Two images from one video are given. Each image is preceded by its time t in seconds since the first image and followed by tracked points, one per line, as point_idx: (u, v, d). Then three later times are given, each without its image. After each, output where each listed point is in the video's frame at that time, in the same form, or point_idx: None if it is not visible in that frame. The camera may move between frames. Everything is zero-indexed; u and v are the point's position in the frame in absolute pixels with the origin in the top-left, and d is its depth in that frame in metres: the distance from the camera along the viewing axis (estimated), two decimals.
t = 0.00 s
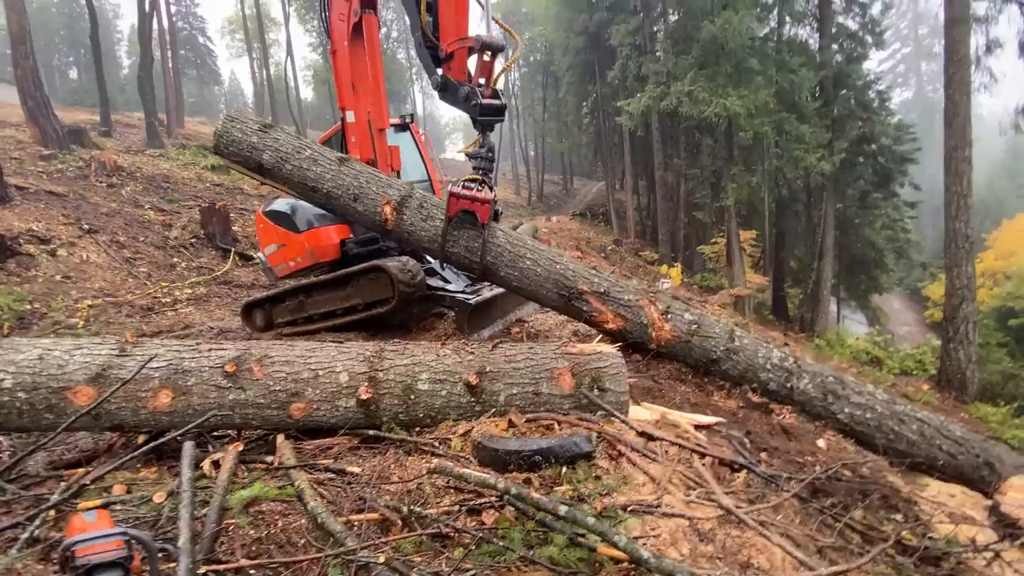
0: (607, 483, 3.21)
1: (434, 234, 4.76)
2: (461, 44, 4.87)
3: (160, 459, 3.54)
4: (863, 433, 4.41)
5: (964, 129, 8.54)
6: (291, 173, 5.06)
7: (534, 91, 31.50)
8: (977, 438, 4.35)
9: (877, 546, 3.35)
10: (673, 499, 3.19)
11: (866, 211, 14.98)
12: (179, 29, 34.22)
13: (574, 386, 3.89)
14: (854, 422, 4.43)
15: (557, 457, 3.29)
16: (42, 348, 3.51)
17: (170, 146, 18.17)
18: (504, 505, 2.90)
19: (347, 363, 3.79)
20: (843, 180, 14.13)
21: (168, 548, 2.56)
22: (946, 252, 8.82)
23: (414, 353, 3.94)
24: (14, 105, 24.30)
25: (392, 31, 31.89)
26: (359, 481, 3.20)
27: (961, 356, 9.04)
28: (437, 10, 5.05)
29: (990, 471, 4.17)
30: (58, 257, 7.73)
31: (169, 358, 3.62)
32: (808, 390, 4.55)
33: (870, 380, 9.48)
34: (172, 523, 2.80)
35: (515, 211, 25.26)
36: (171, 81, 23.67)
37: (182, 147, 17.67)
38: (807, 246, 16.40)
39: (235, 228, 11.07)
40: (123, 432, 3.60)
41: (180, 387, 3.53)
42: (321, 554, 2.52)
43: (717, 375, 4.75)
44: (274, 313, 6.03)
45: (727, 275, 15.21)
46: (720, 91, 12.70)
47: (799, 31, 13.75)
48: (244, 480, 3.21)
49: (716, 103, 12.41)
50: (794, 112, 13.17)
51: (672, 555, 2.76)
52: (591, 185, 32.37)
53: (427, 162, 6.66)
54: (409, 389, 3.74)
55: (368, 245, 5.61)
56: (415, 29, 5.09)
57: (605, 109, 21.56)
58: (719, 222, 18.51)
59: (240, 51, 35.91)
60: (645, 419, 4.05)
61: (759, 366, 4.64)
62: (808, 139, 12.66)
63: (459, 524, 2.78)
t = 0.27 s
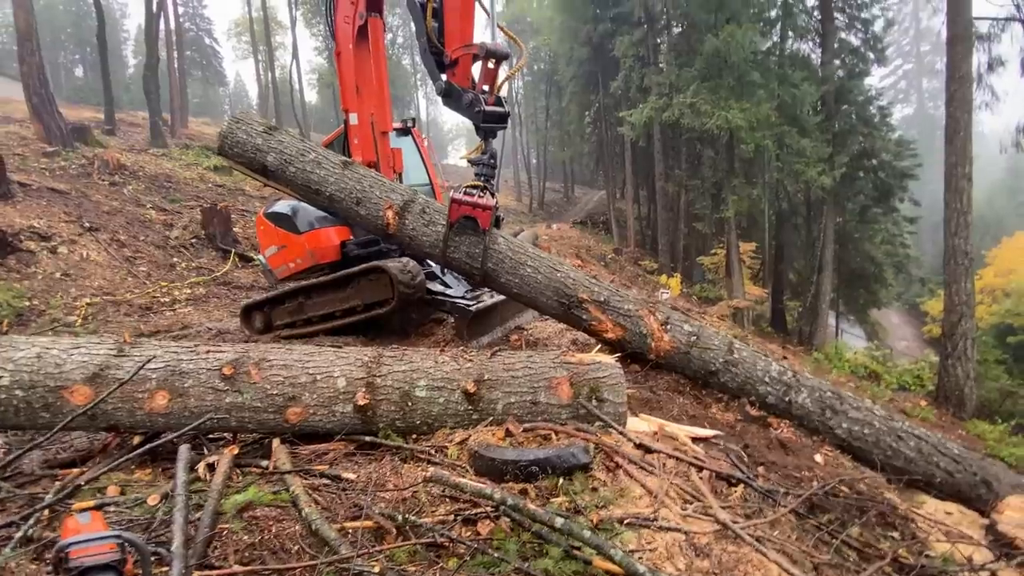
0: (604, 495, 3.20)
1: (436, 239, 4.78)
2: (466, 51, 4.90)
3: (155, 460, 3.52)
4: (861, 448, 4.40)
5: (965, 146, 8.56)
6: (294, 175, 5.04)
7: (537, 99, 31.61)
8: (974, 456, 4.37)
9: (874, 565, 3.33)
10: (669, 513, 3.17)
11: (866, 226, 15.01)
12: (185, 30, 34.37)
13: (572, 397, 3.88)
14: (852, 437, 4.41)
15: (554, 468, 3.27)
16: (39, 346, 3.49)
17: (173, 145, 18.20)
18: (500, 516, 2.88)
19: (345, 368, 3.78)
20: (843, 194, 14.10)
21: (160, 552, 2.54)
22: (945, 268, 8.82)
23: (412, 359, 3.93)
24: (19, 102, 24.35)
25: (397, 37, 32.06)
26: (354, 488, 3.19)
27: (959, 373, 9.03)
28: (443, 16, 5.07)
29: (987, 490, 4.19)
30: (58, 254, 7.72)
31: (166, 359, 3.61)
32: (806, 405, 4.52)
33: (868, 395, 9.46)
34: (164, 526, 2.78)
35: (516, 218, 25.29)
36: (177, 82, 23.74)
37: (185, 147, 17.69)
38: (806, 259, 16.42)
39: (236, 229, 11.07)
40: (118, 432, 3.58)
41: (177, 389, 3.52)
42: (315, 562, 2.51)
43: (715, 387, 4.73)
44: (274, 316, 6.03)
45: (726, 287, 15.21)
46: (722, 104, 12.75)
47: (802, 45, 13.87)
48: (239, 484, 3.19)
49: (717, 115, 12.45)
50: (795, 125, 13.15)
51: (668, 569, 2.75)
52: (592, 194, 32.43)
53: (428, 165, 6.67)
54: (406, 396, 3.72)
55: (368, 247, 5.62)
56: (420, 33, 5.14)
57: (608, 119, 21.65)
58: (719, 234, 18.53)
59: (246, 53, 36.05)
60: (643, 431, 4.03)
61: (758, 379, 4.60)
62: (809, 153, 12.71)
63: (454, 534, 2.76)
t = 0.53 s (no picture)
0: (598, 507, 3.18)
1: (437, 243, 4.78)
2: (472, 59, 4.89)
3: (146, 460, 3.49)
4: (856, 466, 4.39)
5: (964, 167, 8.56)
6: (298, 176, 5.04)
7: (540, 108, 31.75)
8: (969, 478, 4.36)
9: None
10: (663, 527, 3.15)
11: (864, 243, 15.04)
12: (193, 31, 34.56)
13: (568, 406, 3.86)
14: (847, 454, 4.41)
15: (548, 479, 3.25)
16: (35, 342, 3.48)
17: (177, 145, 18.25)
18: (493, 526, 2.85)
19: (341, 372, 3.76)
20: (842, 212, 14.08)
21: (149, 554, 2.51)
22: (943, 287, 8.82)
23: (408, 364, 3.92)
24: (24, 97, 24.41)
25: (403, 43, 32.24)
26: (347, 493, 3.16)
27: (955, 392, 9.01)
28: (449, 23, 5.06)
29: (982, 512, 4.19)
30: (57, 250, 7.71)
31: (162, 359, 3.58)
32: (802, 421, 4.54)
33: (864, 412, 9.45)
34: (154, 528, 2.75)
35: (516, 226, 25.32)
36: (182, 81, 23.82)
37: (188, 147, 17.73)
38: (805, 274, 16.43)
39: (236, 230, 11.06)
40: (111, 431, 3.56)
41: (171, 389, 3.50)
42: (306, 568, 2.49)
43: (712, 400, 4.72)
44: (271, 317, 6.01)
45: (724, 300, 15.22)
46: (724, 118, 12.80)
47: (803, 63, 13.88)
48: (231, 487, 3.17)
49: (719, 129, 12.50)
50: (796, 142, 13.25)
51: None
52: (592, 204, 32.50)
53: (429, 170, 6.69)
54: (401, 402, 3.70)
55: (368, 250, 5.60)
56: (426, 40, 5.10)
57: (610, 130, 21.75)
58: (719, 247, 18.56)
59: (252, 55, 36.21)
60: (639, 443, 4.01)
61: (755, 394, 4.61)
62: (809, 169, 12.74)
63: (446, 543, 2.74)
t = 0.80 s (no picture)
0: (590, 520, 3.15)
1: (436, 247, 4.77)
2: (475, 64, 4.90)
3: (136, 459, 3.46)
4: (850, 485, 4.40)
5: (961, 189, 8.57)
6: (300, 175, 5.07)
7: (542, 119, 31.91)
8: (962, 500, 4.36)
9: None
10: (656, 541, 3.12)
11: (862, 262, 15.08)
12: (199, 32, 34.73)
13: (563, 417, 3.83)
14: (841, 472, 4.41)
15: (541, 489, 3.22)
16: (29, 337, 3.45)
17: (179, 144, 18.29)
18: (484, 536, 2.83)
19: (336, 376, 3.74)
20: (840, 231, 14.10)
21: (135, 555, 2.48)
22: (939, 308, 8.82)
23: (404, 370, 3.89)
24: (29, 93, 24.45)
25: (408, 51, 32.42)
26: (337, 499, 3.14)
27: (950, 414, 9.00)
28: (454, 30, 5.12)
29: (975, 534, 4.20)
30: (55, 246, 7.69)
31: (156, 357, 3.56)
32: (797, 437, 4.52)
33: (858, 432, 9.42)
34: (141, 529, 2.71)
35: (515, 235, 25.35)
36: (186, 82, 23.88)
37: (190, 147, 17.74)
38: (802, 291, 16.45)
39: (235, 231, 11.05)
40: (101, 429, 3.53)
41: (164, 388, 3.47)
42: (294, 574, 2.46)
43: (707, 413, 4.72)
44: (267, 319, 5.98)
45: (721, 315, 15.21)
46: (724, 134, 12.87)
47: (804, 82, 14.03)
48: (220, 489, 3.14)
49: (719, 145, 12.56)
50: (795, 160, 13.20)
51: None
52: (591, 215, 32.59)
53: (431, 175, 6.69)
54: (395, 408, 3.68)
55: (368, 255, 5.59)
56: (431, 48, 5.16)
57: (611, 142, 21.85)
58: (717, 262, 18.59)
59: (257, 58, 36.36)
60: (633, 456, 3.99)
61: (750, 408, 4.60)
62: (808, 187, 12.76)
63: (436, 552, 2.71)
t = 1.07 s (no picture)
0: (588, 526, 3.13)
1: (437, 240, 4.73)
2: (475, 61, 4.91)
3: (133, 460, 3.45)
4: (848, 490, 4.32)
5: (962, 200, 8.54)
6: (303, 165, 5.06)
7: (544, 125, 31.99)
8: (961, 508, 4.31)
9: None
10: (655, 548, 3.10)
11: (863, 270, 15.05)
12: (205, 36, 34.93)
13: (562, 422, 3.82)
14: (839, 477, 4.34)
15: (540, 495, 3.21)
16: (29, 336, 3.45)
17: (183, 147, 18.36)
18: (482, 541, 2.81)
19: (335, 379, 3.73)
20: (841, 240, 14.12)
21: (130, 556, 2.47)
22: (941, 318, 8.79)
23: (403, 373, 3.89)
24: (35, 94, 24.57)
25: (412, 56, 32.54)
26: (335, 502, 3.12)
27: (951, 425, 8.95)
28: (454, 30, 5.16)
29: (974, 543, 4.14)
30: (58, 246, 7.70)
31: (156, 358, 3.56)
32: (795, 439, 4.45)
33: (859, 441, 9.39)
34: (137, 530, 2.70)
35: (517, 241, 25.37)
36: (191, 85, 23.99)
37: (194, 149, 17.81)
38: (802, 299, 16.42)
39: (237, 233, 11.06)
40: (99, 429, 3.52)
41: (163, 388, 3.47)
42: None
43: (705, 415, 4.66)
44: (268, 322, 5.98)
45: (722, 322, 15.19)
46: (726, 142, 12.88)
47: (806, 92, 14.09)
48: (217, 491, 3.12)
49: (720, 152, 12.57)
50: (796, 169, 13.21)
51: None
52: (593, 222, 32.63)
53: (432, 176, 6.73)
54: (394, 411, 3.67)
55: (369, 259, 5.60)
56: (432, 48, 5.21)
57: (612, 149, 21.89)
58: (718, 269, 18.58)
59: (262, 62, 36.52)
60: (632, 462, 3.98)
61: (748, 409, 4.55)
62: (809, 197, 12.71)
63: (433, 557, 2.69)
